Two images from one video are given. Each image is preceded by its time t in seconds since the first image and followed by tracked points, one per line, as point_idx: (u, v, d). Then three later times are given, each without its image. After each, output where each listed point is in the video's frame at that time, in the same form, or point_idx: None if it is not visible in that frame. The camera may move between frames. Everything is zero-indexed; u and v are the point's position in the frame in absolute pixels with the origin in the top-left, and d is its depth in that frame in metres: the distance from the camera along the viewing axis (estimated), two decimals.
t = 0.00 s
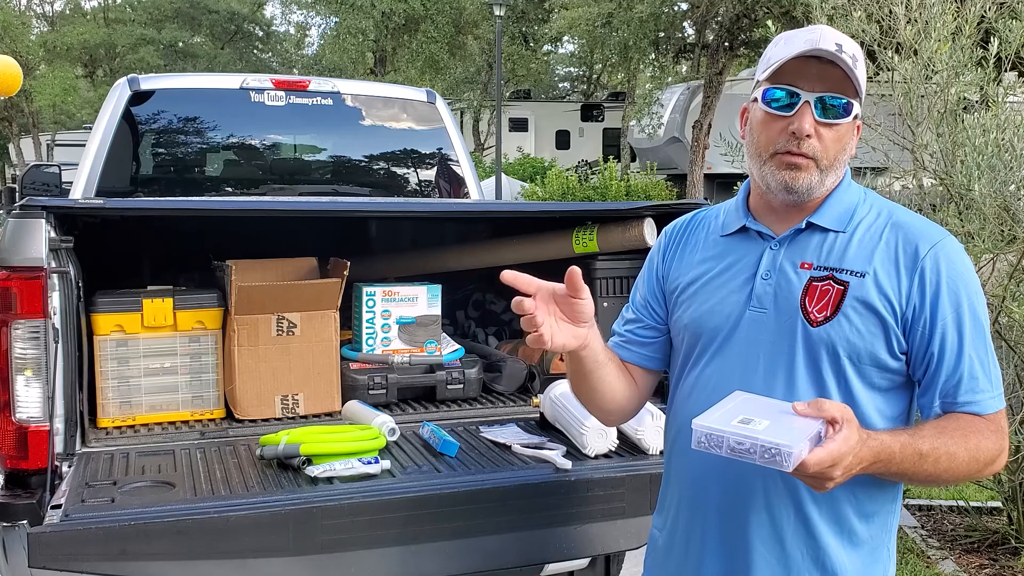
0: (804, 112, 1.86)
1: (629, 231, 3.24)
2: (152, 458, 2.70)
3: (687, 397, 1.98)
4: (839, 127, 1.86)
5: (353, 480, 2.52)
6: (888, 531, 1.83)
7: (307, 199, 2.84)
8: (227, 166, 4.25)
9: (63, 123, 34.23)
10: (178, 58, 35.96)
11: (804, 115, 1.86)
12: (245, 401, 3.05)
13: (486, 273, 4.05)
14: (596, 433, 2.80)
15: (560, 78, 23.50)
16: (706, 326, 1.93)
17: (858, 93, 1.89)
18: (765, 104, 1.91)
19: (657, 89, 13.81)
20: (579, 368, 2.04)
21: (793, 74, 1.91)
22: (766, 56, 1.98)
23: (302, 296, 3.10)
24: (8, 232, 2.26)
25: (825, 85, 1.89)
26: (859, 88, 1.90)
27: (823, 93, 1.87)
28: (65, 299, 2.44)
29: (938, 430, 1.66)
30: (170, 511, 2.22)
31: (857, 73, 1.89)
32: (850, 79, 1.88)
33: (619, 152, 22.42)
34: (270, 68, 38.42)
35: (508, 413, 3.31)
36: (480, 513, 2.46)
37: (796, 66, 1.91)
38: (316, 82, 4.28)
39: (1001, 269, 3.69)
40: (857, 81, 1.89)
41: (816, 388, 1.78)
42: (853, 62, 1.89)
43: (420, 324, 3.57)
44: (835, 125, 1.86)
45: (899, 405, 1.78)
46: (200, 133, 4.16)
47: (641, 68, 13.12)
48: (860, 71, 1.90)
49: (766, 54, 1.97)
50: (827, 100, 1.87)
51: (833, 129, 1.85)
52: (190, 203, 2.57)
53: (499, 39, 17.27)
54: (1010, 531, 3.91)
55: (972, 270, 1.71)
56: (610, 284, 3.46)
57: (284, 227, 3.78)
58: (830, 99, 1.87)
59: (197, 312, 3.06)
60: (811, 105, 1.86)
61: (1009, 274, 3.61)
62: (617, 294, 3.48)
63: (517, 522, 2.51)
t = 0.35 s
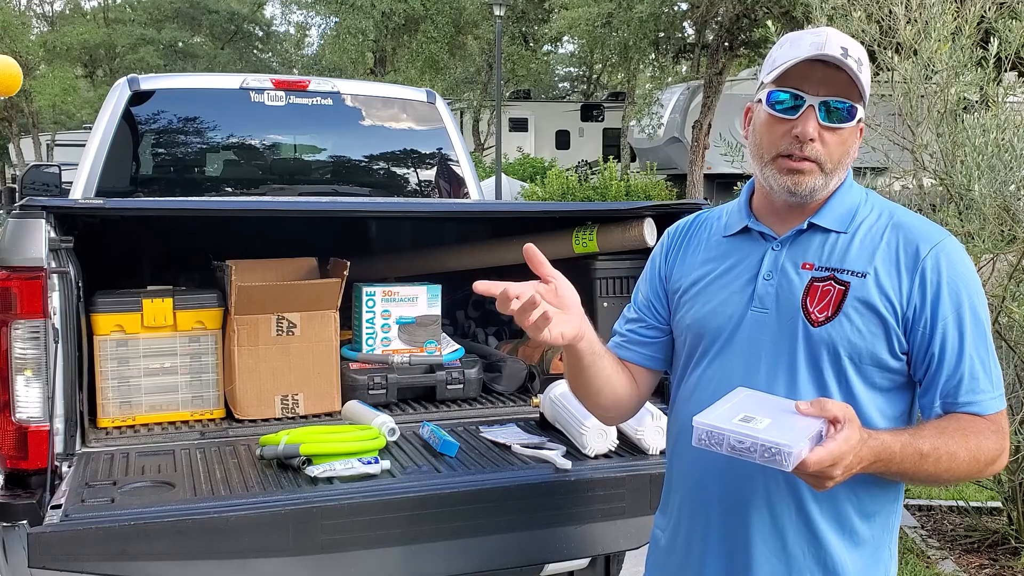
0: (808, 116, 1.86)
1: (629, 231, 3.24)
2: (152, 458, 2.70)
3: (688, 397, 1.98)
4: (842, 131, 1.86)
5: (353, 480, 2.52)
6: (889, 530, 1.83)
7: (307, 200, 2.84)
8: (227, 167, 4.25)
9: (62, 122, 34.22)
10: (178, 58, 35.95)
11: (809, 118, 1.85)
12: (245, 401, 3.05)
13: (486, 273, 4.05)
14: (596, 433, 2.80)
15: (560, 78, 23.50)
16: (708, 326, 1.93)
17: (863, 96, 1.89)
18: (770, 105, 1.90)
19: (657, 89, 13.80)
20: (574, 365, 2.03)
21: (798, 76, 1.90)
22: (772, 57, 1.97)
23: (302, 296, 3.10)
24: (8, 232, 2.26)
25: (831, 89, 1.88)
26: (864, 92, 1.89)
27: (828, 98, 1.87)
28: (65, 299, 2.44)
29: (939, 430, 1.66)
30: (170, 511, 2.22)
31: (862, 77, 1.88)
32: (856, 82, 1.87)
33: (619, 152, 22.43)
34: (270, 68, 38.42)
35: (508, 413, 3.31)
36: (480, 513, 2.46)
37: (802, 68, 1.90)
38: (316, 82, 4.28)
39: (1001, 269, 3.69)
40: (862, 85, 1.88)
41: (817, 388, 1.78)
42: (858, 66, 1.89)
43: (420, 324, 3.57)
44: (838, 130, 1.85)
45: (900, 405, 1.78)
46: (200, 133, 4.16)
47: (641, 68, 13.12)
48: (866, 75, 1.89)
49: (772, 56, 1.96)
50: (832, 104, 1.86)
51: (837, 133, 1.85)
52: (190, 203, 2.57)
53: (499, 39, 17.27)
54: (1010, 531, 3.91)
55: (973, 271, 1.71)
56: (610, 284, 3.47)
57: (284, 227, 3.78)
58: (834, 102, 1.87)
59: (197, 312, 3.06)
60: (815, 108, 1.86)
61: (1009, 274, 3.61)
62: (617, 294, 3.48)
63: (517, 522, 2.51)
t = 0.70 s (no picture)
0: (811, 114, 1.86)
1: (629, 231, 3.24)
2: (152, 458, 2.70)
3: (691, 398, 1.98)
4: (845, 128, 1.86)
5: (353, 481, 2.52)
6: (891, 531, 1.83)
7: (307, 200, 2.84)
8: (227, 167, 4.25)
9: (62, 122, 34.22)
10: (178, 58, 35.95)
11: (812, 116, 1.85)
12: (245, 401, 3.05)
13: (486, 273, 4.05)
14: (596, 433, 2.80)
15: (560, 78, 23.50)
16: (711, 327, 1.93)
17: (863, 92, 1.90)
18: (772, 105, 1.89)
19: (656, 89, 13.81)
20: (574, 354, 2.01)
21: (798, 75, 1.90)
22: (770, 57, 1.96)
23: (302, 296, 3.10)
24: (7, 232, 2.26)
25: (833, 86, 1.89)
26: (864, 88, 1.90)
27: (830, 95, 1.87)
28: (65, 299, 2.44)
29: (941, 431, 1.65)
30: (170, 511, 2.22)
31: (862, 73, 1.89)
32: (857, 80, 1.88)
33: (619, 152, 22.42)
34: (269, 69, 38.43)
35: (508, 413, 3.31)
36: (480, 513, 2.46)
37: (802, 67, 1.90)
38: (316, 82, 4.28)
39: (1001, 269, 3.69)
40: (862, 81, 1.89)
41: (820, 389, 1.78)
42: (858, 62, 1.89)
43: (420, 324, 3.57)
44: (841, 127, 1.86)
45: (903, 406, 1.78)
46: (200, 133, 4.16)
47: (641, 68, 13.12)
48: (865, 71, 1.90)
49: (769, 56, 1.95)
50: (834, 101, 1.87)
51: (839, 130, 1.86)
52: (190, 203, 2.57)
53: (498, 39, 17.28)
54: (1010, 531, 3.91)
55: (976, 271, 1.71)
56: (610, 284, 3.46)
57: (284, 227, 3.78)
58: (836, 100, 1.87)
59: (197, 312, 3.06)
60: (817, 106, 1.86)
61: (1009, 274, 3.61)
62: (617, 294, 3.48)
63: (517, 521, 2.51)
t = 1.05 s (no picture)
0: (808, 113, 1.85)
1: (629, 231, 3.24)
2: (152, 459, 2.69)
3: (691, 399, 1.98)
4: (843, 127, 1.86)
5: (352, 481, 2.52)
6: (892, 532, 1.82)
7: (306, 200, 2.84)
8: (227, 166, 4.25)
9: (62, 122, 34.22)
10: (178, 57, 35.95)
11: (809, 115, 1.85)
12: (245, 401, 3.05)
13: (486, 272, 4.05)
14: (596, 433, 2.80)
15: (560, 77, 23.49)
16: (711, 327, 1.93)
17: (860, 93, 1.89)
18: (769, 105, 1.90)
19: (656, 89, 13.81)
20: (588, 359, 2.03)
21: (792, 74, 1.91)
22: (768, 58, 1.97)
23: (302, 296, 3.10)
24: (7, 232, 2.26)
25: (828, 83, 1.88)
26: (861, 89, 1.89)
27: (827, 93, 1.87)
28: (65, 299, 2.44)
29: (940, 432, 1.65)
30: (170, 511, 2.22)
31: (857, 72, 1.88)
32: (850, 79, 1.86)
33: (619, 152, 22.41)
34: (269, 69, 38.43)
35: (508, 413, 3.31)
36: (480, 513, 2.46)
37: (796, 66, 1.91)
38: (316, 82, 4.28)
39: (1001, 269, 3.69)
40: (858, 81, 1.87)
41: (820, 390, 1.78)
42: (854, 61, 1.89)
43: (419, 324, 3.56)
44: (838, 125, 1.85)
45: (902, 407, 1.78)
46: (200, 133, 4.16)
47: (640, 68, 13.12)
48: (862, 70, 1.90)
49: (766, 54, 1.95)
50: (832, 100, 1.86)
51: (837, 129, 1.85)
52: (190, 203, 2.57)
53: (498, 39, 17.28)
54: (1010, 532, 3.91)
55: (976, 271, 1.70)
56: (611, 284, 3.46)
57: (284, 227, 3.78)
58: (834, 99, 1.87)
59: (197, 312, 3.06)
60: (814, 106, 1.86)
61: (1010, 274, 3.61)
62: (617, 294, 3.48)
63: (517, 522, 2.51)
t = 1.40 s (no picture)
0: (767, 108, 1.88)
1: (629, 231, 3.24)
2: (152, 459, 2.70)
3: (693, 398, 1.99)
4: (809, 116, 1.85)
5: (353, 481, 2.52)
6: (894, 533, 1.82)
7: (307, 200, 2.85)
8: (227, 167, 4.25)
9: (62, 122, 34.24)
10: (178, 57, 35.96)
11: (768, 110, 1.88)
12: (245, 401, 3.05)
13: (486, 272, 4.05)
14: (597, 433, 2.81)
15: (560, 77, 23.49)
16: (713, 327, 1.94)
17: (824, 83, 1.84)
18: (739, 108, 1.95)
19: (656, 90, 13.81)
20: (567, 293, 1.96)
21: (760, 72, 1.95)
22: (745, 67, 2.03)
23: (302, 296, 3.10)
24: (7, 232, 2.26)
25: (785, 77, 1.89)
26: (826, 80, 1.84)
27: (787, 84, 1.87)
28: (65, 298, 2.44)
29: (940, 432, 1.65)
30: (170, 511, 2.22)
31: (816, 63, 1.85)
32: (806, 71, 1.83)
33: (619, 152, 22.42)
34: (269, 69, 38.44)
35: (508, 413, 3.31)
36: (479, 513, 2.46)
37: (763, 63, 1.94)
38: (316, 82, 4.28)
39: (1001, 269, 3.69)
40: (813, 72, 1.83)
41: (821, 389, 1.78)
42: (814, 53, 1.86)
43: (420, 324, 3.57)
44: (802, 114, 1.85)
45: (904, 407, 1.78)
46: (200, 133, 4.16)
47: (640, 68, 13.12)
48: (825, 60, 1.86)
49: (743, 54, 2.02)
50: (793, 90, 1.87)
51: (801, 118, 1.85)
52: (190, 203, 2.57)
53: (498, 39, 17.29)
54: (1009, 531, 3.91)
55: (978, 271, 1.70)
56: (611, 284, 3.47)
57: (285, 227, 3.78)
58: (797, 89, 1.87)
59: (197, 312, 3.06)
60: (774, 100, 1.87)
61: (1009, 274, 3.61)
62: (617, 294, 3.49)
63: (517, 522, 2.51)
